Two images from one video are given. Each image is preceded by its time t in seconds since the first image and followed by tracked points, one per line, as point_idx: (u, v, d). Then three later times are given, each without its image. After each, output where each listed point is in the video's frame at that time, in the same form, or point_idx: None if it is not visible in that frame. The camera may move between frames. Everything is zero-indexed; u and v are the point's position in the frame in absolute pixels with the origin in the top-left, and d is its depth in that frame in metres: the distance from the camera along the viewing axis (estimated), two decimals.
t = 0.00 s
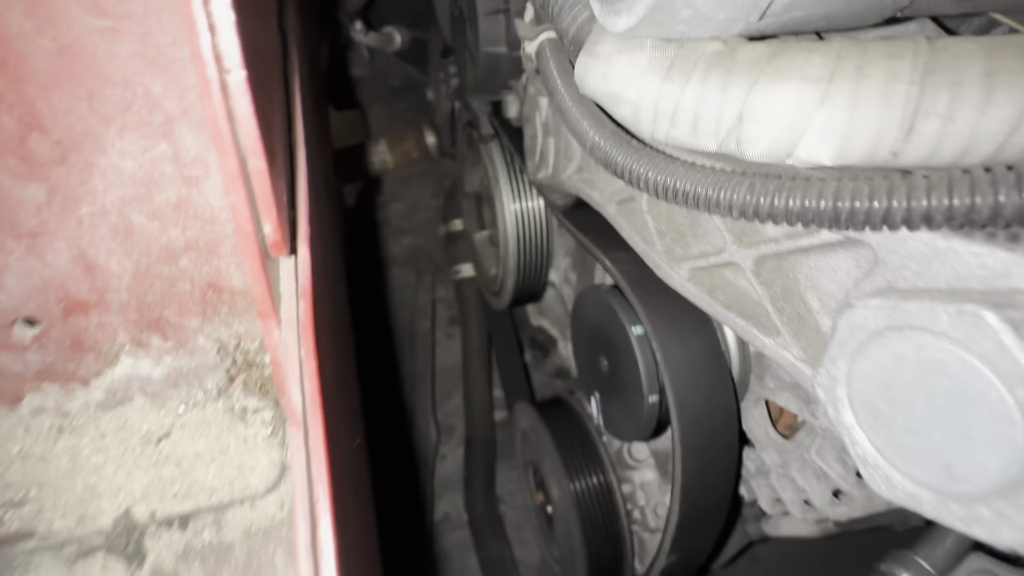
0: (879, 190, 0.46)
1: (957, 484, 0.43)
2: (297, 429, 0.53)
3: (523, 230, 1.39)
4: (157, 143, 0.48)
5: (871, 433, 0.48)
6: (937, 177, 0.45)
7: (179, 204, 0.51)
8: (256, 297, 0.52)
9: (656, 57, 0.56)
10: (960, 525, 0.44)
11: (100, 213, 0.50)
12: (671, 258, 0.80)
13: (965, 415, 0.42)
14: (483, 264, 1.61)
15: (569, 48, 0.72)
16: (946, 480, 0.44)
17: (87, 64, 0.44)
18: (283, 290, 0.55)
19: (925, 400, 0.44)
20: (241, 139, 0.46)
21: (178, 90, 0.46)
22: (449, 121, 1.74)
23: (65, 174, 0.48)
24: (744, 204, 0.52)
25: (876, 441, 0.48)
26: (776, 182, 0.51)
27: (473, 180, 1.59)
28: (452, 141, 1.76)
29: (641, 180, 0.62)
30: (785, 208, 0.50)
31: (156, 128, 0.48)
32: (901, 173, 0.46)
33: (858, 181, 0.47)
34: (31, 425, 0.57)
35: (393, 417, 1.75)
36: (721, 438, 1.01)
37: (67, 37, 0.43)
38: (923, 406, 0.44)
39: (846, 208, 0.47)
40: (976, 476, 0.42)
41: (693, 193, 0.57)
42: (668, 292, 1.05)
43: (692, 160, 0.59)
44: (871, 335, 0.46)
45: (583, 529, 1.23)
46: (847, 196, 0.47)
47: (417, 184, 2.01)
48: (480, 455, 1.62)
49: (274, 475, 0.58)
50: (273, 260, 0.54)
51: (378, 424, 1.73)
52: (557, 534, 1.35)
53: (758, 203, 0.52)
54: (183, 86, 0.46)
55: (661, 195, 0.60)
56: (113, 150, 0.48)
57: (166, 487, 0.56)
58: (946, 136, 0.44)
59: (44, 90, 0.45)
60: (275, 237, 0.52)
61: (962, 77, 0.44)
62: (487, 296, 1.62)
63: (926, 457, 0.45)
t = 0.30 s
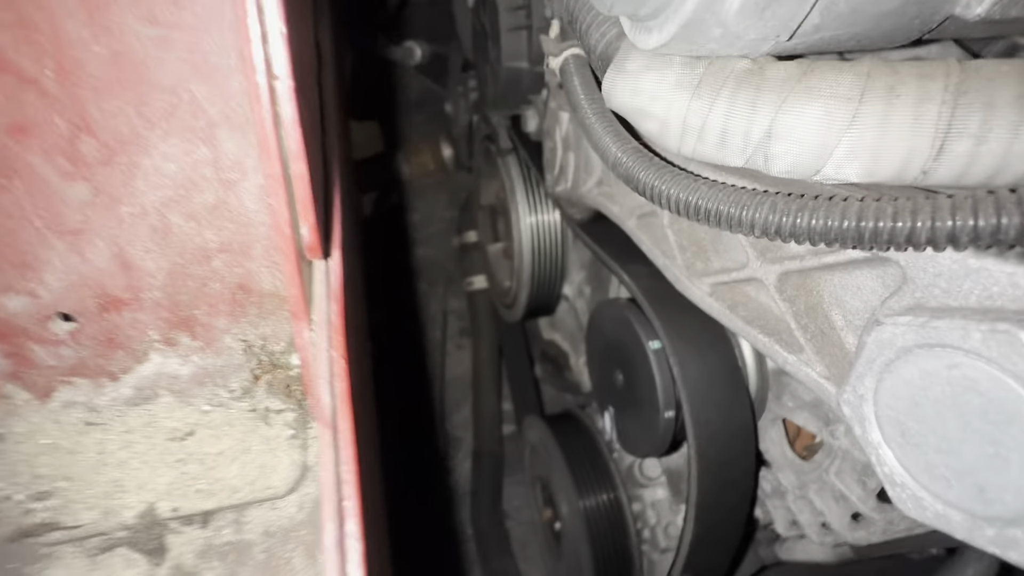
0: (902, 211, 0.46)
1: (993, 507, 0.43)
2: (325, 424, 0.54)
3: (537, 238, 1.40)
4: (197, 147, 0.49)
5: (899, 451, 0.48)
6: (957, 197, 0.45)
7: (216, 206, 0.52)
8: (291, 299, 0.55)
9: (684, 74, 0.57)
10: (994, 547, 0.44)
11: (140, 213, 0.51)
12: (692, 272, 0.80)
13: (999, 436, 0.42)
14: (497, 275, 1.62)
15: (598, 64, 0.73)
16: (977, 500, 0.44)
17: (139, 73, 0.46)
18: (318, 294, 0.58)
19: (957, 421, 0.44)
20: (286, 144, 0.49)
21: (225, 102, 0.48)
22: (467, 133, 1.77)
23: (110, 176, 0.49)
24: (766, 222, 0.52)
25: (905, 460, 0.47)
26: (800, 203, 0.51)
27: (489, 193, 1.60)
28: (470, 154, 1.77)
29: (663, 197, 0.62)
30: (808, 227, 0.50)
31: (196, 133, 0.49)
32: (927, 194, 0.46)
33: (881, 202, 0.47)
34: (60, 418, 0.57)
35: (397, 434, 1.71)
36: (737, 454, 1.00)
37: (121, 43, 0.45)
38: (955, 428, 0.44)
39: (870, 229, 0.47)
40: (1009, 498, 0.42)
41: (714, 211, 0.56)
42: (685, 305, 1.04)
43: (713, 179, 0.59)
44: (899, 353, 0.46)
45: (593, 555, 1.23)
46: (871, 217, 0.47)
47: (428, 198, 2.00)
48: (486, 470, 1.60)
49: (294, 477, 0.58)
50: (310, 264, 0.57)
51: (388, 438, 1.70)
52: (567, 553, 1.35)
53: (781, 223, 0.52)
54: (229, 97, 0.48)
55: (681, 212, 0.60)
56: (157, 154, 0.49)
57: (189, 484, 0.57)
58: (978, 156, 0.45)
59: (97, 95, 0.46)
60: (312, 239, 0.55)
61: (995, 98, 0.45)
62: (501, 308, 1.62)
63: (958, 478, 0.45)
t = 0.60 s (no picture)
0: (867, 164, 0.53)
1: (935, 421, 0.49)
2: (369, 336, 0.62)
3: (551, 235, 1.47)
4: (270, 112, 0.61)
5: (863, 386, 0.54)
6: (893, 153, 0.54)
7: (281, 163, 0.63)
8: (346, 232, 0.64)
9: (685, 61, 0.67)
10: (936, 457, 0.50)
11: (219, 167, 0.63)
12: (693, 247, 0.89)
13: (940, 358, 0.48)
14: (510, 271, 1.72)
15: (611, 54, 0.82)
16: (922, 417, 0.50)
17: (232, 49, 0.59)
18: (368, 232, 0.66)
19: (907, 349, 0.50)
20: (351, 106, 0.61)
21: (295, 76, 0.61)
22: (485, 135, 1.82)
23: (199, 133, 0.61)
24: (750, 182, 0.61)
25: (868, 393, 0.53)
26: (781, 161, 0.59)
27: (504, 191, 1.70)
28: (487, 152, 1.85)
29: (663, 164, 0.71)
30: (786, 184, 0.58)
31: (271, 100, 0.61)
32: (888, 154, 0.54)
33: (846, 159, 0.55)
34: (138, 344, 0.67)
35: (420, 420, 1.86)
36: (734, 428, 1.03)
37: (218, 22, 0.58)
38: (905, 356, 0.50)
39: (839, 182, 0.55)
40: (948, 414, 0.48)
41: (709, 174, 0.66)
42: (693, 283, 1.08)
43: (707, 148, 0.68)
44: (863, 297, 0.53)
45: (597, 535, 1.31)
46: (840, 172, 0.55)
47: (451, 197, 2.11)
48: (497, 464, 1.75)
49: (335, 404, 0.67)
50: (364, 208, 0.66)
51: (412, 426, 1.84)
52: (571, 539, 1.43)
53: (764, 180, 0.60)
54: (297, 70, 0.61)
55: (680, 177, 0.69)
56: (236, 117, 0.61)
57: (246, 405, 0.66)
58: (931, 127, 0.53)
59: (193, 66, 0.59)
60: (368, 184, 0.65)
61: (944, 78, 0.53)
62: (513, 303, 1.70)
63: (908, 400, 0.51)
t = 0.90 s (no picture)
0: (876, 155, 0.52)
1: (942, 418, 0.48)
2: (367, 317, 0.60)
3: (553, 234, 1.46)
4: (274, 91, 0.60)
5: (868, 382, 0.52)
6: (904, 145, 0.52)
7: (285, 143, 0.63)
8: (349, 211, 0.62)
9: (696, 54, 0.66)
10: (942, 455, 0.49)
11: (222, 145, 0.62)
12: (696, 244, 0.88)
13: (947, 353, 0.47)
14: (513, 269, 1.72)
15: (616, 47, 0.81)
16: (929, 415, 0.49)
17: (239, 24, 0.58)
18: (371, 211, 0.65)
19: (914, 344, 0.49)
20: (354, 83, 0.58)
21: (299, 53, 0.60)
22: (489, 133, 1.82)
23: (201, 111, 0.61)
24: (758, 172, 0.60)
25: (873, 389, 0.52)
26: (790, 151, 0.58)
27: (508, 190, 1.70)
28: (491, 151, 1.83)
29: (672, 156, 0.72)
30: (794, 175, 0.57)
31: (276, 79, 0.60)
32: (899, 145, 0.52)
33: (859, 149, 0.54)
34: (134, 326, 0.67)
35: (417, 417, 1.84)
36: (735, 429, 1.01)
37: None
38: (913, 350, 0.49)
39: (847, 174, 0.54)
40: (953, 409, 0.47)
41: (718, 166, 0.65)
42: (694, 283, 1.06)
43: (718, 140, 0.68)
44: (870, 291, 0.52)
45: (591, 536, 1.29)
46: (849, 162, 0.54)
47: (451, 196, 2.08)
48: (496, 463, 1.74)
49: (331, 390, 0.66)
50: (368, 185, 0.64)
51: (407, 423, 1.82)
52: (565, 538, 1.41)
53: (771, 171, 0.59)
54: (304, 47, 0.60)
55: (689, 170, 0.70)
56: (241, 94, 0.60)
57: (241, 389, 0.65)
58: (942, 121, 0.52)
59: (197, 40, 0.58)
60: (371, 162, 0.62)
61: (956, 70, 0.52)
62: (513, 300, 1.69)
63: (914, 397, 0.50)
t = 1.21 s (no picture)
0: (893, 157, 0.52)
1: (952, 425, 0.47)
2: (360, 310, 0.59)
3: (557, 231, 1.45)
4: (271, 77, 0.60)
5: (875, 386, 0.51)
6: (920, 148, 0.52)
7: (282, 131, 0.63)
8: (344, 203, 0.61)
9: (704, 45, 0.64)
10: (951, 463, 0.47)
11: (218, 133, 0.62)
12: (701, 242, 0.87)
13: (959, 359, 0.46)
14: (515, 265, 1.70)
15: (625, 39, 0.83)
16: (938, 421, 0.48)
17: (232, 8, 0.57)
18: (366, 203, 0.63)
19: (925, 348, 0.48)
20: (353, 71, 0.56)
21: (299, 41, 0.59)
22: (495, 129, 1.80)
23: (196, 97, 0.60)
24: (770, 172, 0.60)
25: (879, 394, 0.51)
26: (803, 151, 0.58)
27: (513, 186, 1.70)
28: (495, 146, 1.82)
29: (679, 153, 0.70)
30: (808, 175, 0.57)
31: (272, 66, 0.60)
32: (914, 146, 0.52)
33: (876, 150, 0.54)
34: (127, 315, 0.67)
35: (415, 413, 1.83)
36: (737, 431, 1.00)
37: None
38: (923, 355, 0.48)
39: (863, 175, 0.53)
40: (962, 418, 0.46)
41: (727, 164, 0.64)
42: (698, 283, 1.04)
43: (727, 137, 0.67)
44: (879, 293, 0.50)
45: (590, 538, 1.29)
46: (865, 164, 0.53)
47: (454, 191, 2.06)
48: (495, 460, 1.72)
49: (326, 384, 0.65)
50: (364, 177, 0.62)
51: (405, 419, 1.81)
52: (563, 537, 1.41)
53: (784, 171, 0.59)
54: (303, 34, 0.59)
55: (696, 167, 0.68)
56: (237, 81, 0.60)
57: (235, 380, 0.65)
58: (959, 118, 0.51)
59: (194, 24, 0.57)
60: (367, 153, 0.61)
61: (975, 64, 0.51)
62: (516, 297, 1.68)
63: (923, 403, 0.48)
